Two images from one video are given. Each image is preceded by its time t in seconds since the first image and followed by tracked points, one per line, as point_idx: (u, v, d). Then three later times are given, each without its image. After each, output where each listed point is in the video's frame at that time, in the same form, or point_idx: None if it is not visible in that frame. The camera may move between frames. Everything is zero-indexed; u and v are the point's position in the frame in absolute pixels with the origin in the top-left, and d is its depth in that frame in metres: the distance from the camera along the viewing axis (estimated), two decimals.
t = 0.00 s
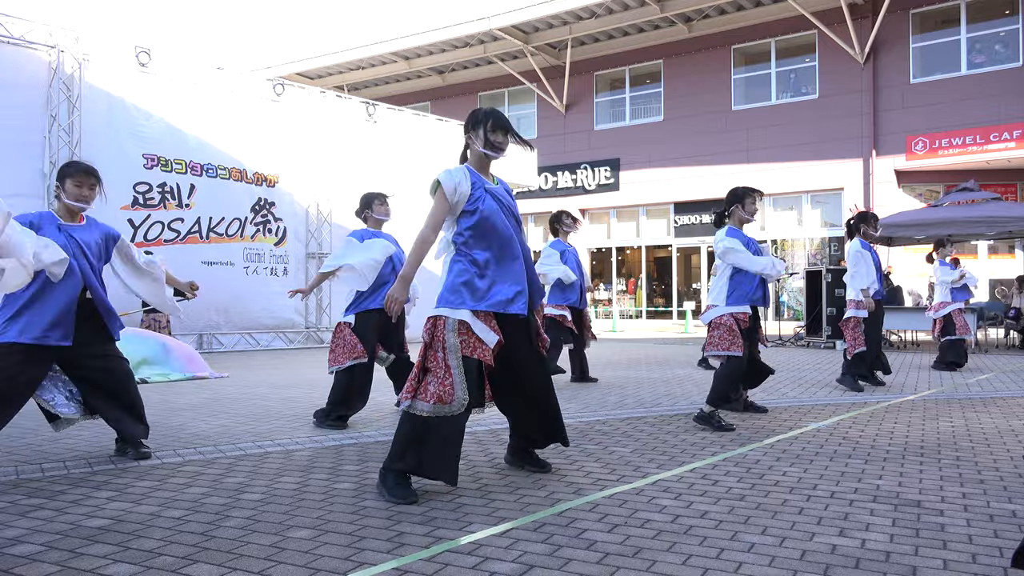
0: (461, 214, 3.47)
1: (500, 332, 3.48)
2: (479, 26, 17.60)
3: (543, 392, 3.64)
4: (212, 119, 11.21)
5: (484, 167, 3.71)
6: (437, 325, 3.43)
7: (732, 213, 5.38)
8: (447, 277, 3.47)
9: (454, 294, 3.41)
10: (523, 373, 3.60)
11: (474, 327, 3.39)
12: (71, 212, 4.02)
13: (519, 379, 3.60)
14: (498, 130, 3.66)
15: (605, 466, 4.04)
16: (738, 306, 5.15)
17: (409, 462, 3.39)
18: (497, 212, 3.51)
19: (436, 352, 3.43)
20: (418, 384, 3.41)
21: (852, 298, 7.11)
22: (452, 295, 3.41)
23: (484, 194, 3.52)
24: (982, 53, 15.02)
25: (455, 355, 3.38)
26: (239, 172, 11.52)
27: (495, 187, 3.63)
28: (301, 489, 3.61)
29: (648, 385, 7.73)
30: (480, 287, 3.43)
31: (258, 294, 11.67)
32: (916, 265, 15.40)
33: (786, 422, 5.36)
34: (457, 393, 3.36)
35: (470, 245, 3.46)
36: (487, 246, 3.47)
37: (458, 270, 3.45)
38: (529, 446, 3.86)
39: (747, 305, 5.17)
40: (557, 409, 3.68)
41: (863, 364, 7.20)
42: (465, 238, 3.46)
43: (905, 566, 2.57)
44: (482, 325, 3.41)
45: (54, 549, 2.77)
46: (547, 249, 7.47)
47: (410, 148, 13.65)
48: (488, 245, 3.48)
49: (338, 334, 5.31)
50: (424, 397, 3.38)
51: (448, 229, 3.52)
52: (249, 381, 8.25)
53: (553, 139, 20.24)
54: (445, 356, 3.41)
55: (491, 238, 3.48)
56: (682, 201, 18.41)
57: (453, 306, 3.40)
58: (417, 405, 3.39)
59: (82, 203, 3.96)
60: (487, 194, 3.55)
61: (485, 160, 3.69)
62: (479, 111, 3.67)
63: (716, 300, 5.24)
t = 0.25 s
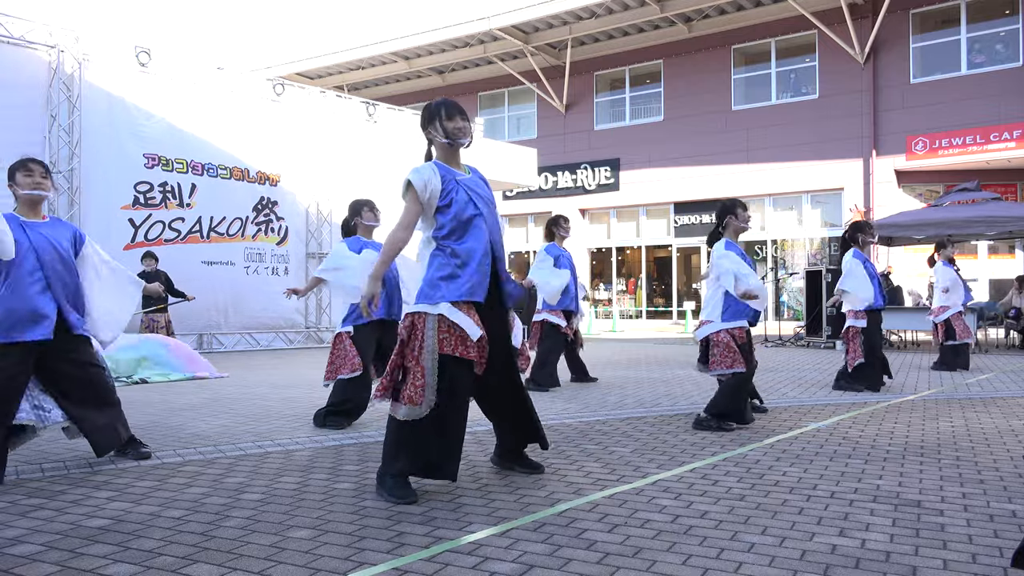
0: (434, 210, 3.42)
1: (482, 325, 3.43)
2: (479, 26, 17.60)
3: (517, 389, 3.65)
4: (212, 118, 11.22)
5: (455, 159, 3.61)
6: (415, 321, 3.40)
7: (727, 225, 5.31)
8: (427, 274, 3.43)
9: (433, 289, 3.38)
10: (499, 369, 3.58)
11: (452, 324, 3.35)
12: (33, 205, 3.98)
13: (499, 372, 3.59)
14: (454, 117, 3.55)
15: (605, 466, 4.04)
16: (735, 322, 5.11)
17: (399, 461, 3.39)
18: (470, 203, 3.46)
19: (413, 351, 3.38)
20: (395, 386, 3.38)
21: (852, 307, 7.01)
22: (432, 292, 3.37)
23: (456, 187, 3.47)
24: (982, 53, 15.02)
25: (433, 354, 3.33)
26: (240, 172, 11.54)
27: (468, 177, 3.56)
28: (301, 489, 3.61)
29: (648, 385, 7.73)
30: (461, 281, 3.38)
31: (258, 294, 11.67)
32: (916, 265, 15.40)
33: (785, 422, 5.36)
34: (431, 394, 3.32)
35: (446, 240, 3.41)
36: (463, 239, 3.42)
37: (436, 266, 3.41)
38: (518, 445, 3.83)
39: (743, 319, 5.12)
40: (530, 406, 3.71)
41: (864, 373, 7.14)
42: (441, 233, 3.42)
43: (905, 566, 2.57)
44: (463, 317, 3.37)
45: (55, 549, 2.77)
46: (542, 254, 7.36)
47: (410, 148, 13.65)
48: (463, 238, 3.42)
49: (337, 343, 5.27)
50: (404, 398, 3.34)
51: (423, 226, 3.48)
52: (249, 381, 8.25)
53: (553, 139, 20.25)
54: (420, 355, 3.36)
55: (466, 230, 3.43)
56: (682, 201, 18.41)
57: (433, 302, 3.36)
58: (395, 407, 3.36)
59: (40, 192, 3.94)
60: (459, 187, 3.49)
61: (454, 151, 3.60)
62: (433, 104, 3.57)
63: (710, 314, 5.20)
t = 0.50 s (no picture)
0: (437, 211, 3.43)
1: (495, 324, 3.49)
2: (479, 26, 17.60)
3: (520, 388, 3.68)
4: (213, 118, 11.21)
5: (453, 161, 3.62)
6: (426, 323, 3.39)
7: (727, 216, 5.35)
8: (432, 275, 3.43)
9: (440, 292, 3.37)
10: (506, 367, 3.62)
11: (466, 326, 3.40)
12: (28, 205, 3.98)
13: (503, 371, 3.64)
14: (455, 120, 3.54)
15: (605, 466, 4.04)
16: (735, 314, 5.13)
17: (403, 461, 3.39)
18: (473, 204, 3.48)
19: (425, 354, 3.38)
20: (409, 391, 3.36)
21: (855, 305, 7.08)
22: (440, 293, 3.36)
23: (458, 189, 3.48)
24: (982, 53, 15.03)
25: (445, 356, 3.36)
26: (240, 171, 11.54)
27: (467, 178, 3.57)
28: (301, 489, 3.61)
29: (648, 385, 7.73)
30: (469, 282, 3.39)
31: (258, 294, 11.67)
32: (916, 265, 15.40)
33: (785, 422, 5.36)
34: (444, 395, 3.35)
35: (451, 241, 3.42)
36: (469, 240, 3.43)
37: (443, 267, 3.41)
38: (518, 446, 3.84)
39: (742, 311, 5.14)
40: (531, 403, 3.72)
41: (863, 372, 7.17)
42: (446, 235, 3.42)
43: (905, 566, 2.57)
44: (475, 322, 3.43)
45: (55, 549, 2.77)
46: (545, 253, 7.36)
47: (410, 148, 13.65)
48: (468, 239, 3.43)
49: (336, 342, 5.27)
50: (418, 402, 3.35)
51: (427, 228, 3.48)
52: (249, 381, 8.25)
53: (553, 139, 20.25)
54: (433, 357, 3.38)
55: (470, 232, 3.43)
56: (682, 201, 18.41)
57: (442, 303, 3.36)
58: (408, 411, 3.35)
59: (35, 194, 3.92)
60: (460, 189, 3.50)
61: (452, 153, 3.61)
62: (430, 106, 3.56)
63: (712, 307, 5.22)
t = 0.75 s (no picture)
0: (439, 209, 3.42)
1: (493, 323, 3.48)
2: (479, 26, 17.59)
3: (525, 387, 3.70)
4: (213, 118, 11.21)
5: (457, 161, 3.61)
6: (425, 322, 3.40)
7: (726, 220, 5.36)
8: (431, 274, 3.43)
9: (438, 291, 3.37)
10: (508, 367, 3.65)
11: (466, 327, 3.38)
12: (29, 205, 3.95)
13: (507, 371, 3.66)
14: (462, 122, 3.52)
15: (605, 466, 4.04)
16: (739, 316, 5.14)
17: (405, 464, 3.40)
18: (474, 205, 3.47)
19: (425, 353, 3.40)
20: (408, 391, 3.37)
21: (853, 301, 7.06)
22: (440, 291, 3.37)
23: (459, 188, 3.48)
24: (982, 53, 15.03)
25: (444, 354, 3.36)
26: (240, 172, 11.53)
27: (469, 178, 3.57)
28: (301, 489, 3.61)
29: (648, 385, 7.73)
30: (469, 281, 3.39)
31: (258, 294, 11.67)
32: (916, 265, 15.41)
33: (785, 422, 5.37)
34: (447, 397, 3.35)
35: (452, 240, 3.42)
36: (470, 239, 3.43)
37: (443, 265, 3.41)
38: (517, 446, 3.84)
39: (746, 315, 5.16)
40: (537, 401, 3.73)
41: (863, 369, 7.16)
42: (446, 234, 3.42)
43: (905, 566, 2.57)
44: (473, 321, 3.41)
45: (55, 549, 2.78)
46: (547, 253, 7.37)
47: (410, 148, 13.65)
48: (468, 239, 3.43)
49: (336, 342, 5.27)
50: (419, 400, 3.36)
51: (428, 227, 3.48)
52: (249, 381, 8.25)
53: (553, 139, 20.25)
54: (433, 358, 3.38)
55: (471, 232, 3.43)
56: (682, 201, 18.41)
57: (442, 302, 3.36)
58: (409, 410, 3.36)
59: (38, 195, 3.90)
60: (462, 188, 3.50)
61: (455, 154, 3.60)
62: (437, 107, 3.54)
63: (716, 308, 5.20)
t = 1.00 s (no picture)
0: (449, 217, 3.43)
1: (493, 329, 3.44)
2: (479, 26, 17.59)
3: (528, 391, 3.66)
4: (212, 118, 11.21)
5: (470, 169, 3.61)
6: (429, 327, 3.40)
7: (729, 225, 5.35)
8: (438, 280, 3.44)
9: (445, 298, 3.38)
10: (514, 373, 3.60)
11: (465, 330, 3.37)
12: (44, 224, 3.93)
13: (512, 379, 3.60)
14: (473, 134, 3.53)
15: (605, 466, 4.04)
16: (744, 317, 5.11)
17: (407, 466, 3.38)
18: (483, 213, 3.47)
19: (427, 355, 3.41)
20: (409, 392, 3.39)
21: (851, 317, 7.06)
22: (447, 298, 3.37)
23: (471, 196, 3.48)
24: (982, 53, 15.03)
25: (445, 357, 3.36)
26: (240, 172, 11.54)
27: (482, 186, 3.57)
28: (301, 489, 3.61)
29: (648, 385, 7.73)
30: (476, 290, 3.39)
31: (258, 294, 11.66)
32: (916, 265, 15.41)
33: (785, 423, 5.36)
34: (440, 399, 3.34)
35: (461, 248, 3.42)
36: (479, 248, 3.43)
37: (450, 272, 3.41)
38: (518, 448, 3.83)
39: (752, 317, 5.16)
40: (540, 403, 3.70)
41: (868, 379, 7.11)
42: (454, 242, 3.43)
43: (905, 566, 2.57)
44: (474, 324, 3.40)
45: (55, 549, 2.78)
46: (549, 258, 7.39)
47: (410, 148, 13.66)
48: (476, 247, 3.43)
49: (341, 344, 5.27)
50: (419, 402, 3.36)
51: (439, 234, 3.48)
52: (248, 381, 8.25)
53: (553, 139, 20.24)
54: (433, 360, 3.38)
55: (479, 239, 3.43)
56: (682, 201, 18.40)
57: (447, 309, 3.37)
58: (408, 410, 3.38)
59: (52, 215, 3.87)
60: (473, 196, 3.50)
61: (466, 163, 3.60)
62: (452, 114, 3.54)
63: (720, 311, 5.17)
